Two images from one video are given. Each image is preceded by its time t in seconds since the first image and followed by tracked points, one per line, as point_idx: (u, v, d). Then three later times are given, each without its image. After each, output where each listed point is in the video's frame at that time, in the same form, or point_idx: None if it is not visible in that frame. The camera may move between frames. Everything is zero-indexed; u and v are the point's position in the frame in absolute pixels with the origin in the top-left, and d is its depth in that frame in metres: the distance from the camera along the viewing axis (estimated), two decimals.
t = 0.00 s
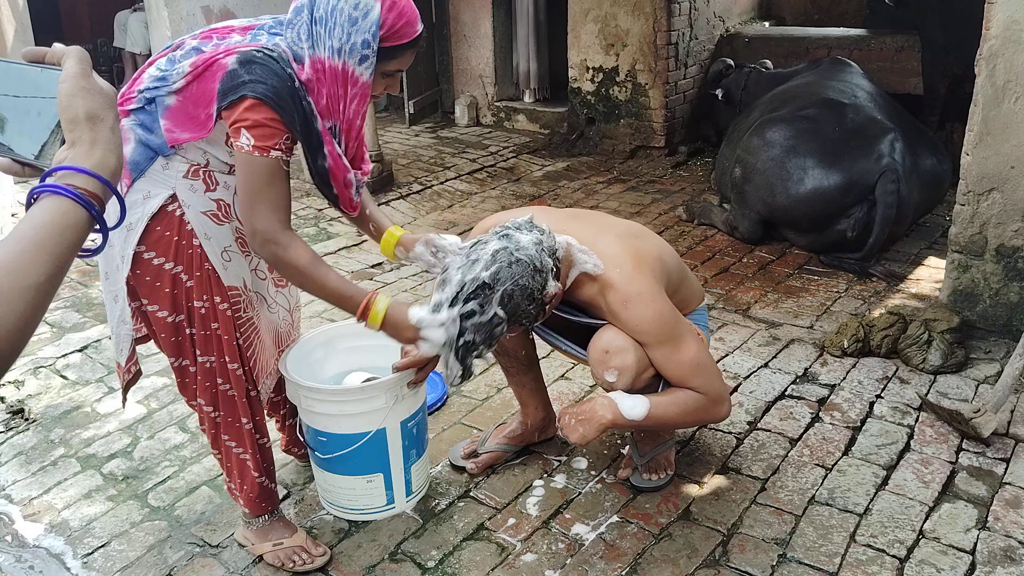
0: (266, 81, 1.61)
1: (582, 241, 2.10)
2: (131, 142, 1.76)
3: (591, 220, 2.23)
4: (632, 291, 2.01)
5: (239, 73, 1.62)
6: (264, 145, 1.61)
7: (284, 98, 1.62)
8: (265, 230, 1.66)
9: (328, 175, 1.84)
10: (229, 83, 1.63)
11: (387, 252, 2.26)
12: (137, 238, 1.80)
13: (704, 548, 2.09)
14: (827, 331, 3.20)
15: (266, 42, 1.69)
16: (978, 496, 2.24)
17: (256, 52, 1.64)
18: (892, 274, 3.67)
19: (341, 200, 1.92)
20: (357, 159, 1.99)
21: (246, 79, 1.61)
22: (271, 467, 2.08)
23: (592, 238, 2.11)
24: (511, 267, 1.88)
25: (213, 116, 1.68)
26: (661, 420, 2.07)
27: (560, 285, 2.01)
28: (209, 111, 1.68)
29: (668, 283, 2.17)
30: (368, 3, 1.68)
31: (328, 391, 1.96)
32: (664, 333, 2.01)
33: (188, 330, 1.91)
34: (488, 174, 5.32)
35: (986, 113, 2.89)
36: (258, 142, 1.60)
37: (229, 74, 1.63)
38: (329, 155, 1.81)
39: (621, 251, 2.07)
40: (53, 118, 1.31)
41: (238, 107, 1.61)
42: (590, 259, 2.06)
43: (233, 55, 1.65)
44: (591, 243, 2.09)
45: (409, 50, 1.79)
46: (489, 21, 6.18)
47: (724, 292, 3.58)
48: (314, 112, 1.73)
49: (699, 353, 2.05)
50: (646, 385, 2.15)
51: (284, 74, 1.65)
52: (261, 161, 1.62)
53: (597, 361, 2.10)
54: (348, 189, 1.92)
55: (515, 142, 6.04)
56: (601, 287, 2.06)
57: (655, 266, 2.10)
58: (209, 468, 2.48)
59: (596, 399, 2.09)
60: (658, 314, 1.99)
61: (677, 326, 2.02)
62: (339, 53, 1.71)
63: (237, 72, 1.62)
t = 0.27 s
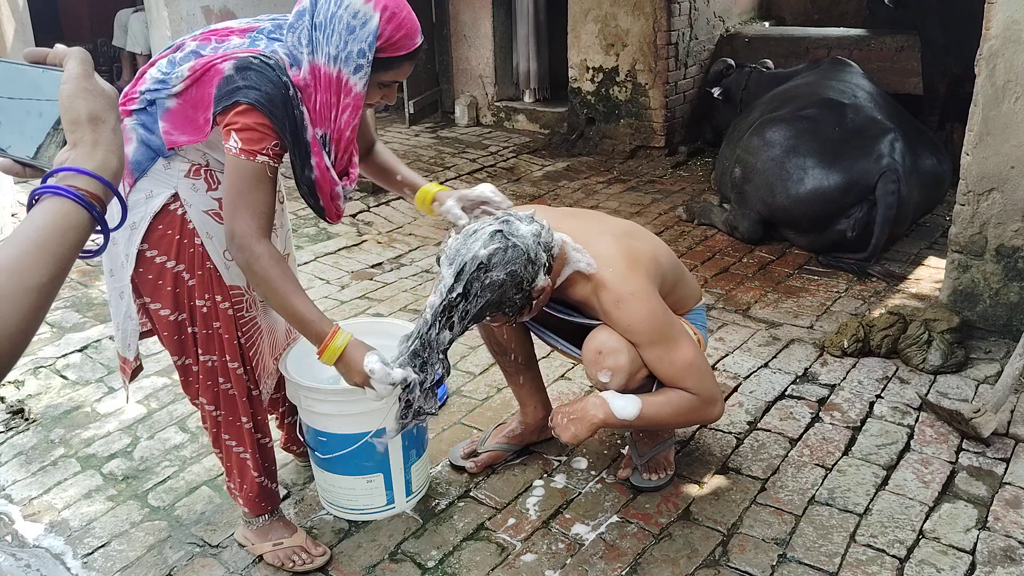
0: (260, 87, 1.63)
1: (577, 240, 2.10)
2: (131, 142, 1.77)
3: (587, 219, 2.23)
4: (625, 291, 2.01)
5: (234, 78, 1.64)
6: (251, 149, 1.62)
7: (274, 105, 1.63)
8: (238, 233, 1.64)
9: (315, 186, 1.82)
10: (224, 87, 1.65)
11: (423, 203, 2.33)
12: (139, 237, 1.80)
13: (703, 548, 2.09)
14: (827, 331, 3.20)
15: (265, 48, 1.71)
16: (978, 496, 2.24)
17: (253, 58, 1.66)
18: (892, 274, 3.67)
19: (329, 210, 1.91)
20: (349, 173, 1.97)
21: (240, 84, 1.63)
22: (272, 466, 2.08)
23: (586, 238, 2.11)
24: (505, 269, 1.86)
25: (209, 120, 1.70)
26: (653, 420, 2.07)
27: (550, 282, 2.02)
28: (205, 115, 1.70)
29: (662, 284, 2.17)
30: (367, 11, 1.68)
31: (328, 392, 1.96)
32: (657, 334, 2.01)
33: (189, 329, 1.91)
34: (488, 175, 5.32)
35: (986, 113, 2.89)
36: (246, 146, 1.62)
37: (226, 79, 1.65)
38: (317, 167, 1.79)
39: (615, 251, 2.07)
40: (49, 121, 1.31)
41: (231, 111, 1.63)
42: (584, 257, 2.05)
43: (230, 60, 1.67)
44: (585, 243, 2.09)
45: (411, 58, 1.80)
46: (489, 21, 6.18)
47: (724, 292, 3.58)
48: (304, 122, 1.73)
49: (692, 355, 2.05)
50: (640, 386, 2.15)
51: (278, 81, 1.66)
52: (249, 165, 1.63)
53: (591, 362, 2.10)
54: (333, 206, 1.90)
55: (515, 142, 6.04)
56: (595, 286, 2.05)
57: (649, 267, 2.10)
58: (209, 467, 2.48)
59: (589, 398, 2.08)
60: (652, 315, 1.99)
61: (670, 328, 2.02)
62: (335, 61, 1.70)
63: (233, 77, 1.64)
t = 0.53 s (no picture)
0: (270, 87, 1.62)
1: (576, 242, 2.10)
2: (137, 140, 1.78)
3: (585, 220, 2.24)
4: (627, 292, 2.01)
5: (242, 78, 1.64)
6: (258, 149, 1.62)
7: (283, 105, 1.63)
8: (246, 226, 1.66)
9: (324, 185, 1.82)
10: (233, 86, 1.64)
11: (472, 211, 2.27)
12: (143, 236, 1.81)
13: (704, 549, 2.09)
14: (827, 331, 3.20)
15: (276, 49, 1.71)
16: (978, 496, 2.24)
17: (263, 58, 1.66)
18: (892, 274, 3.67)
19: (339, 210, 1.91)
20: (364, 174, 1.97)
21: (249, 83, 1.63)
22: (273, 466, 2.08)
23: (585, 239, 2.11)
24: (510, 269, 1.89)
25: (218, 118, 1.70)
26: (657, 420, 2.06)
27: (551, 282, 2.01)
28: (214, 113, 1.70)
29: (661, 283, 2.17)
30: (385, 15, 1.70)
31: (329, 391, 1.96)
32: (659, 334, 2.01)
33: (192, 328, 1.90)
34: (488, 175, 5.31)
35: (986, 113, 2.89)
36: (252, 146, 1.61)
37: (235, 78, 1.65)
38: (326, 165, 1.79)
39: (615, 252, 2.08)
40: (35, 115, 1.32)
41: (239, 110, 1.62)
42: (584, 259, 2.05)
43: (239, 60, 1.67)
44: (584, 244, 2.09)
45: (417, 62, 1.80)
46: (489, 21, 6.18)
47: (725, 292, 3.58)
48: (315, 121, 1.73)
49: (694, 354, 2.05)
50: (642, 387, 2.15)
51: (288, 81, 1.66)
52: (255, 165, 1.63)
53: (593, 363, 2.09)
54: (345, 205, 1.90)
55: (515, 142, 6.04)
56: (596, 288, 2.06)
57: (648, 268, 2.10)
58: (209, 468, 2.48)
59: (594, 400, 2.08)
60: (654, 315, 2.00)
61: (672, 326, 2.03)
62: (352, 64, 1.72)
63: (241, 77, 1.64)
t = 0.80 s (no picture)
0: (305, 76, 1.60)
1: (572, 245, 2.09)
2: (147, 139, 1.75)
3: (581, 221, 2.23)
4: (621, 298, 2.00)
5: (275, 69, 1.61)
6: (318, 137, 1.59)
7: (323, 93, 1.60)
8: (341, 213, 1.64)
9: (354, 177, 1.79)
10: (263, 79, 1.62)
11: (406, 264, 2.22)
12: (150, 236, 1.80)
13: (704, 548, 2.09)
14: (827, 331, 3.20)
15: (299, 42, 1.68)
16: (978, 496, 2.25)
17: (291, 50, 1.63)
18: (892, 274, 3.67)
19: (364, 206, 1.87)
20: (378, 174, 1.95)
21: (282, 74, 1.60)
22: (276, 467, 2.09)
23: (581, 243, 2.10)
24: (499, 288, 1.90)
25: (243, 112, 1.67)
26: (650, 426, 2.07)
27: (548, 287, 2.01)
28: (238, 106, 1.67)
29: (659, 286, 2.16)
30: (415, 16, 1.69)
31: (330, 391, 1.96)
32: (654, 340, 2.00)
33: (198, 328, 1.90)
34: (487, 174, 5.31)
35: (986, 113, 2.89)
36: (313, 134, 1.58)
37: (264, 71, 1.62)
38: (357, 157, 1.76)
39: (610, 256, 2.07)
40: (24, 101, 1.26)
41: (279, 100, 1.59)
42: (579, 264, 2.05)
43: (265, 53, 1.64)
44: (581, 248, 2.09)
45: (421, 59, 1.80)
46: (489, 21, 6.18)
47: (725, 292, 3.58)
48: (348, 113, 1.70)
49: (689, 360, 2.05)
50: (636, 392, 2.16)
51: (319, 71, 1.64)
52: (319, 154, 1.59)
53: (587, 367, 2.10)
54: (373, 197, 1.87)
55: (515, 142, 6.04)
56: (591, 293, 2.06)
57: (646, 271, 2.09)
58: (209, 468, 2.48)
59: (586, 406, 2.09)
60: (648, 320, 1.99)
61: (668, 332, 2.02)
62: (382, 64, 1.70)
63: (274, 68, 1.61)
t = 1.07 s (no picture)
0: (324, 76, 1.63)
1: (571, 246, 2.09)
2: (155, 137, 1.74)
3: (581, 220, 2.22)
4: (618, 299, 2.00)
5: (292, 68, 1.64)
6: (325, 140, 1.61)
7: (339, 93, 1.63)
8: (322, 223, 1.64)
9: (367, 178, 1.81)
10: (282, 77, 1.64)
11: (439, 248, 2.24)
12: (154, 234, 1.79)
13: (704, 549, 2.09)
14: (827, 331, 3.19)
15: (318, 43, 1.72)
16: (978, 496, 2.24)
17: (309, 49, 1.67)
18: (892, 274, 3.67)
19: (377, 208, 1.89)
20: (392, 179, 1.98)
21: (300, 73, 1.63)
22: (276, 468, 2.09)
23: (581, 243, 2.10)
24: (480, 293, 1.90)
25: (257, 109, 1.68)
26: (646, 428, 2.07)
27: (541, 289, 2.03)
28: (253, 102, 1.69)
29: (662, 286, 2.15)
30: (437, 28, 1.72)
31: (331, 391, 1.96)
32: (651, 343, 2.00)
33: (200, 328, 1.90)
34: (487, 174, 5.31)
35: (986, 113, 2.89)
36: (316, 136, 1.60)
37: (282, 70, 1.65)
38: (370, 157, 1.78)
39: (609, 256, 2.07)
40: (24, 102, 1.27)
41: (295, 99, 1.62)
42: (578, 265, 2.06)
43: (283, 53, 1.67)
44: (581, 249, 2.08)
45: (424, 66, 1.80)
46: (489, 21, 6.18)
47: (725, 292, 3.58)
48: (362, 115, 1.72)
49: (687, 363, 2.04)
50: (634, 394, 2.16)
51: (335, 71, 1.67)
52: (321, 157, 1.62)
53: (586, 367, 2.11)
54: (384, 199, 1.89)
55: (515, 142, 6.04)
56: (589, 293, 2.06)
57: (646, 272, 2.08)
58: (209, 467, 2.48)
59: (582, 406, 2.10)
60: (644, 322, 1.99)
61: (665, 335, 2.02)
62: (403, 73, 1.73)
63: (292, 67, 1.64)
